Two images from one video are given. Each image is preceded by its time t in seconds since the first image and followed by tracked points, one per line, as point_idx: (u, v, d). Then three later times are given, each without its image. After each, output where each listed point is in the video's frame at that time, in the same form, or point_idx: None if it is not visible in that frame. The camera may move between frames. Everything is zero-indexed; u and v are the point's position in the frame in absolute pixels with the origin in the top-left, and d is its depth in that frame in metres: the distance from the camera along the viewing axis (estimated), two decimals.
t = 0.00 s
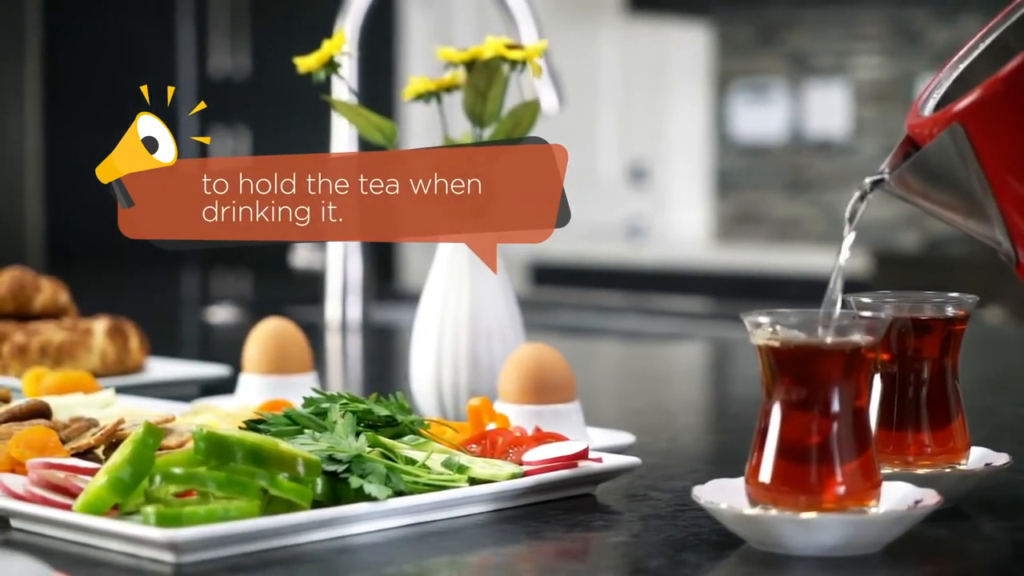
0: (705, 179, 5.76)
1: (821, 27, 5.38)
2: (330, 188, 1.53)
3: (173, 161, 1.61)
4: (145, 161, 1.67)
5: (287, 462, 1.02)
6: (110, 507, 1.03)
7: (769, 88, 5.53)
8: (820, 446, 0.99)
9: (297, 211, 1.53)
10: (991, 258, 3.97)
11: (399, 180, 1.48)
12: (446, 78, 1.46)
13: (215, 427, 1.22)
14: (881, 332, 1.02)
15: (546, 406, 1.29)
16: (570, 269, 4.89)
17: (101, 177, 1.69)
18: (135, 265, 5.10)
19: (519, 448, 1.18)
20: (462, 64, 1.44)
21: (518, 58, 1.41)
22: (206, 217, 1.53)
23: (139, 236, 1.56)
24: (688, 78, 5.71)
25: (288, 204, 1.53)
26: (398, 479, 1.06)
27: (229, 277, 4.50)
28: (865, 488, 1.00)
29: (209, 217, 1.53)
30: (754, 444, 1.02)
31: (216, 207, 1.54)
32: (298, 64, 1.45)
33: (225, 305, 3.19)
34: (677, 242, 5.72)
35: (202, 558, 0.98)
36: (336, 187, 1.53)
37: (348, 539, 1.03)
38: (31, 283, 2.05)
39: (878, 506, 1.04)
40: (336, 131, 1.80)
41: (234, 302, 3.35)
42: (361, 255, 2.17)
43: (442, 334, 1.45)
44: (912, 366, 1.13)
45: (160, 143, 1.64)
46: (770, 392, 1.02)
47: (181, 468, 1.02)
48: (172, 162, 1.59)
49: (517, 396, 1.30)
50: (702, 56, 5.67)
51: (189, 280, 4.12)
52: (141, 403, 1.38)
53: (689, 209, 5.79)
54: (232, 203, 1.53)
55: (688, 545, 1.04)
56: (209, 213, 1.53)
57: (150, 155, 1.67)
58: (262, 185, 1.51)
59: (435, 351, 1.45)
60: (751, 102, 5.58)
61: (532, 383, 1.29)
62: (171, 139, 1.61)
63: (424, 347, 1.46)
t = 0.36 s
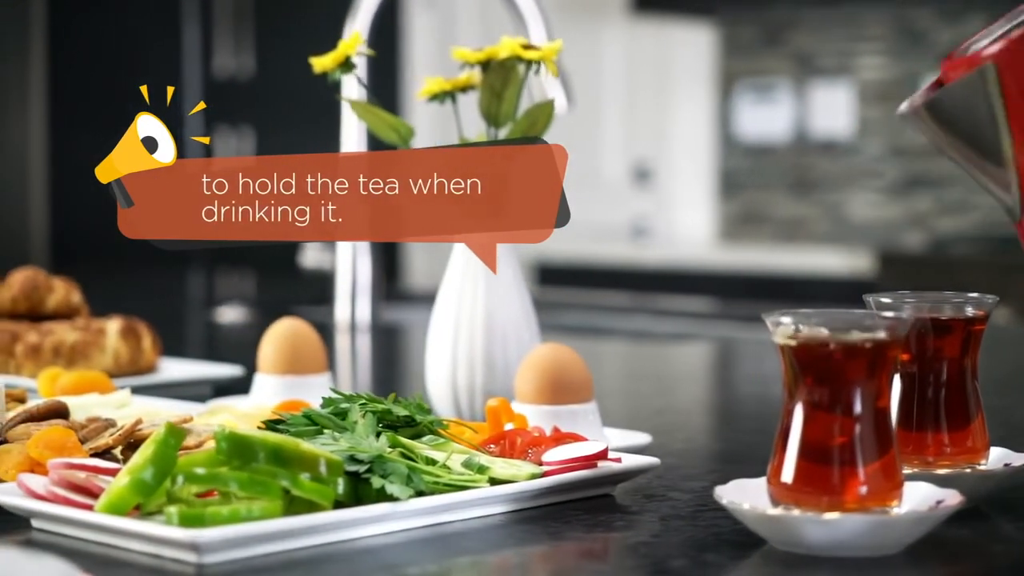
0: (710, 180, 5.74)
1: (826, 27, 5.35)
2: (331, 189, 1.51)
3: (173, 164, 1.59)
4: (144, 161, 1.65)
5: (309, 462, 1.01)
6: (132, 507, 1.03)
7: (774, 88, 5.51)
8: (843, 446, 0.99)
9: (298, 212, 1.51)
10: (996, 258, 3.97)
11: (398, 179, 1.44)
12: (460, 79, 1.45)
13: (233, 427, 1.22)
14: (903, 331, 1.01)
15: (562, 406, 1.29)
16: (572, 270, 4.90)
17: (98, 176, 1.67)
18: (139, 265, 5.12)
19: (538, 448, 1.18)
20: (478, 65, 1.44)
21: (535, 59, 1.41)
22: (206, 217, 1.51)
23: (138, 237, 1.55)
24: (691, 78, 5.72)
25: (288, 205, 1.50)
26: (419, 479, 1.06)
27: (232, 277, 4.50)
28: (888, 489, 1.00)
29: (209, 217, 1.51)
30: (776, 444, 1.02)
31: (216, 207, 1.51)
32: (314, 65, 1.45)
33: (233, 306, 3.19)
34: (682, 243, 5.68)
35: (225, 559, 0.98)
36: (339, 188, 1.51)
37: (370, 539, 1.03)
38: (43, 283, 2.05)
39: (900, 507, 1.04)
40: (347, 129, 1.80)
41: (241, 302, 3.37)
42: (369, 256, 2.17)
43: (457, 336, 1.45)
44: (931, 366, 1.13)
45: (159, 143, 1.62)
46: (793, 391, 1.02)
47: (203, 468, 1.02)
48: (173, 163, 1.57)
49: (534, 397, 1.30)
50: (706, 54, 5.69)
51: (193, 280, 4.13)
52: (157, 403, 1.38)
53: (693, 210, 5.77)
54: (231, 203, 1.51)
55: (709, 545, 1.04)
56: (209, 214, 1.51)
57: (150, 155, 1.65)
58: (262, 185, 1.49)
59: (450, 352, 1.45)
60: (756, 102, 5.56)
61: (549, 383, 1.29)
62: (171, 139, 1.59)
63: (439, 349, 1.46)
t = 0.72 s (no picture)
0: (713, 180, 5.78)
1: (829, 27, 5.34)
2: (305, 189, 1.39)
3: (146, 161, 1.46)
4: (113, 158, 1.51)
5: (328, 462, 1.01)
6: (150, 509, 1.03)
7: (778, 88, 5.51)
8: (864, 447, 0.99)
9: (272, 212, 1.40)
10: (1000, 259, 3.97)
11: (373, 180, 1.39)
12: (474, 80, 1.45)
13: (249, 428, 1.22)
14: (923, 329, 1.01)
15: (577, 406, 1.29)
16: (576, 269, 4.91)
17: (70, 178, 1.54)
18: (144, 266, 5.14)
19: (555, 448, 1.18)
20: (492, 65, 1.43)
21: (549, 59, 1.41)
22: (178, 217, 1.40)
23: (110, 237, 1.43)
24: (694, 80, 5.73)
25: (263, 204, 1.40)
26: (438, 481, 1.06)
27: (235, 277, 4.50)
28: (908, 489, 1.00)
29: (181, 217, 1.40)
30: (796, 444, 1.02)
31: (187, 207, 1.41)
32: (327, 65, 1.44)
33: (242, 306, 3.20)
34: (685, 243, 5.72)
35: (244, 559, 0.98)
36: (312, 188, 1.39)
37: (389, 540, 1.03)
38: (54, 284, 2.05)
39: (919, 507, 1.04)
40: (353, 125, 1.81)
41: (248, 302, 3.38)
42: (377, 256, 2.18)
43: (470, 338, 1.45)
44: (949, 368, 1.13)
45: (131, 143, 1.50)
46: (813, 392, 1.02)
47: (223, 469, 1.02)
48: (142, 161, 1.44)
49: (549, 397, 1.30)
50: (708, 53, 5.69)
51: (198, 280, 4.13)
52: (170, 404, 1.38)
53: (697, 210, 5.82)
54: (202, 203, 1.40)
55: (729, 545, 1.04)
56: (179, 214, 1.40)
57: (118, 153, 1.51)
58: (234, 185, 1.40)
59: (464, 353, 1.45)
60: (759, 101, 5.57)
61: (564, 384, 1.29)
62: (143, 139, 1.49)
63: (453, 351, 1.46)
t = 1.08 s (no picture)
0: (717, 179, 5.75)
1: (834, 27, 5.35)
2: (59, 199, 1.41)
3: None
4: None
5: (350, 463, 1.01)
6: (172, 510, 1.03)
7: (782, 89, 5.52)
8: (887, 448, 0.99)
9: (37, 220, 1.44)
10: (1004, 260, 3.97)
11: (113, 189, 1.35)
12: (490, 80, 1.45)
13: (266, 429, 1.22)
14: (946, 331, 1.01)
15: (595, 407, 1.29)
16: (581, 271, 4.92)
17: None
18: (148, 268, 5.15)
19: (575, 449, 1.18)
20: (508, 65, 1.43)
21: (565, 60, 1.40)
22: None
23: None
24: (699, 81, 5.73)
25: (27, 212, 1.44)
26: (460, 482, 1.06)
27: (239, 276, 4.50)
28: (931, 490, 1.00)
29: None
30: (818, 446, 1.02)
31: None
32: (343, 66, 1.44)
33: (250, 306, 3.21)
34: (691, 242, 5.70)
35: (266, 560, 0.98)
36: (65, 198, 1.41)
37: (410, 541, 1.03)
38: (68, 284, 2.06)
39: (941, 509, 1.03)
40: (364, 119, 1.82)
41: (256, 302, 3.39)
42: (388, 256, 2.18)
43: (486, 338, 1.45)
44: (969, 369, 1.13)
45: None
46: (835, 393, 1.02)
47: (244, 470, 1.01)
48: None
49: (566, 398, 1.30)
50: (714, 54, 5.69)
51: (204, 281, 4.14)
52: (185, 405, 1.38)
53: (702, 212, 5.79)
54: None
55: (752, 546, 1.04)
56: None
57: None
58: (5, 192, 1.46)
59: (479, 353, 1.45)
60: (763, 102, 5.57)
61: (582, 384, 1.29)
62: None
63: (468, 350, 1.46)
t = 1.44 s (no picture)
0: (722, 180, 5.72)
1: (839, 28, 5.35)
2: None
3: None
4: None
5: (372, 464, 1.01)
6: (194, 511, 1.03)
7: (787, 89, 5.51)
8: (909, 449, 0.98)
9: None
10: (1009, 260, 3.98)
11: None
12: (505, 80, 1.45)
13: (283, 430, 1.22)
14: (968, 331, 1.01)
15: (613, 407, 1.29)
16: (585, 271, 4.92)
17: None
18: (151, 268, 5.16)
19: (594, 450, 1.18)
20: (523, 65, 1.43)
21: (581, 61, 1.39)
22: None
23: None
24: (704, 82, 5.69)
25: None
26: (481, 482, 1.06)
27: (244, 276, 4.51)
28: (954, 491, 0.99)
29: None
30: (841, 447, 1.02)
31: None
32: (359, 66, 1.44)
33: (257, 307, 3.21)
34: (696, 243, 5.62)
35: (289, 560, 0.98)
36: None
37: (432, 542, 1.03)
38: (81, 285, 2.07)
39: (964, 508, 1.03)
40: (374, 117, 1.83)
41: (265, 302, 3.40)
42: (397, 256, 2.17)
43: (502, 339, 1.45)
44: (989, 369, 1.13)
45: None
46: (858, 395, 1.02)
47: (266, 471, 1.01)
48: None
49: (583, 399, 1.29)
50: (719, 55, 5.65)
51: (210, 281, 4.14)
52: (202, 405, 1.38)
53: (706, 210, 5.74)
54: None
55: (774, 547, 1.04)
56: None
57: None
58: None
59: (496, 354, 1.45)
60: (767, 102, 5.57)
61: (599, 384, 1.29)
62: None
63: (485, 351, 1.46)
